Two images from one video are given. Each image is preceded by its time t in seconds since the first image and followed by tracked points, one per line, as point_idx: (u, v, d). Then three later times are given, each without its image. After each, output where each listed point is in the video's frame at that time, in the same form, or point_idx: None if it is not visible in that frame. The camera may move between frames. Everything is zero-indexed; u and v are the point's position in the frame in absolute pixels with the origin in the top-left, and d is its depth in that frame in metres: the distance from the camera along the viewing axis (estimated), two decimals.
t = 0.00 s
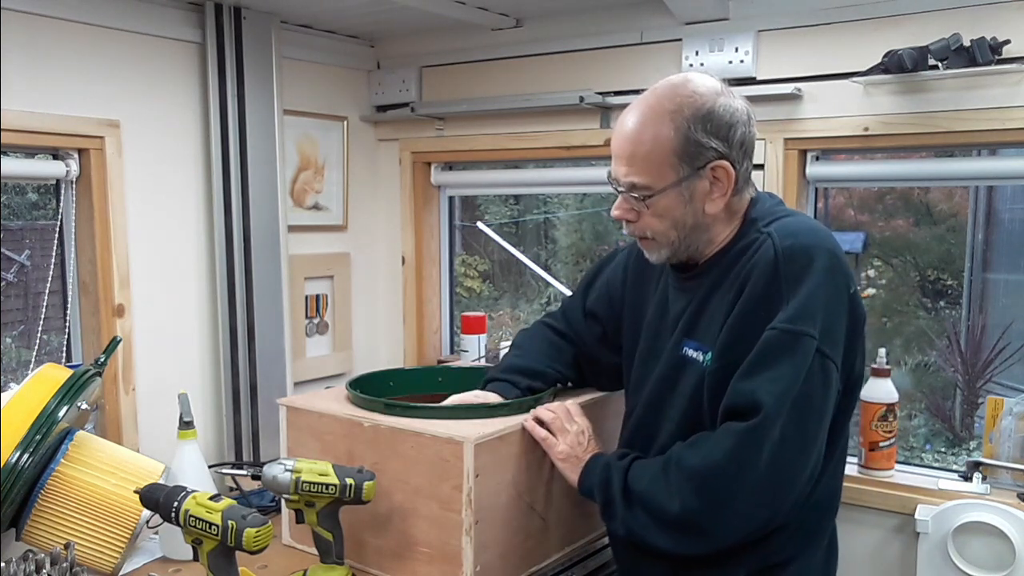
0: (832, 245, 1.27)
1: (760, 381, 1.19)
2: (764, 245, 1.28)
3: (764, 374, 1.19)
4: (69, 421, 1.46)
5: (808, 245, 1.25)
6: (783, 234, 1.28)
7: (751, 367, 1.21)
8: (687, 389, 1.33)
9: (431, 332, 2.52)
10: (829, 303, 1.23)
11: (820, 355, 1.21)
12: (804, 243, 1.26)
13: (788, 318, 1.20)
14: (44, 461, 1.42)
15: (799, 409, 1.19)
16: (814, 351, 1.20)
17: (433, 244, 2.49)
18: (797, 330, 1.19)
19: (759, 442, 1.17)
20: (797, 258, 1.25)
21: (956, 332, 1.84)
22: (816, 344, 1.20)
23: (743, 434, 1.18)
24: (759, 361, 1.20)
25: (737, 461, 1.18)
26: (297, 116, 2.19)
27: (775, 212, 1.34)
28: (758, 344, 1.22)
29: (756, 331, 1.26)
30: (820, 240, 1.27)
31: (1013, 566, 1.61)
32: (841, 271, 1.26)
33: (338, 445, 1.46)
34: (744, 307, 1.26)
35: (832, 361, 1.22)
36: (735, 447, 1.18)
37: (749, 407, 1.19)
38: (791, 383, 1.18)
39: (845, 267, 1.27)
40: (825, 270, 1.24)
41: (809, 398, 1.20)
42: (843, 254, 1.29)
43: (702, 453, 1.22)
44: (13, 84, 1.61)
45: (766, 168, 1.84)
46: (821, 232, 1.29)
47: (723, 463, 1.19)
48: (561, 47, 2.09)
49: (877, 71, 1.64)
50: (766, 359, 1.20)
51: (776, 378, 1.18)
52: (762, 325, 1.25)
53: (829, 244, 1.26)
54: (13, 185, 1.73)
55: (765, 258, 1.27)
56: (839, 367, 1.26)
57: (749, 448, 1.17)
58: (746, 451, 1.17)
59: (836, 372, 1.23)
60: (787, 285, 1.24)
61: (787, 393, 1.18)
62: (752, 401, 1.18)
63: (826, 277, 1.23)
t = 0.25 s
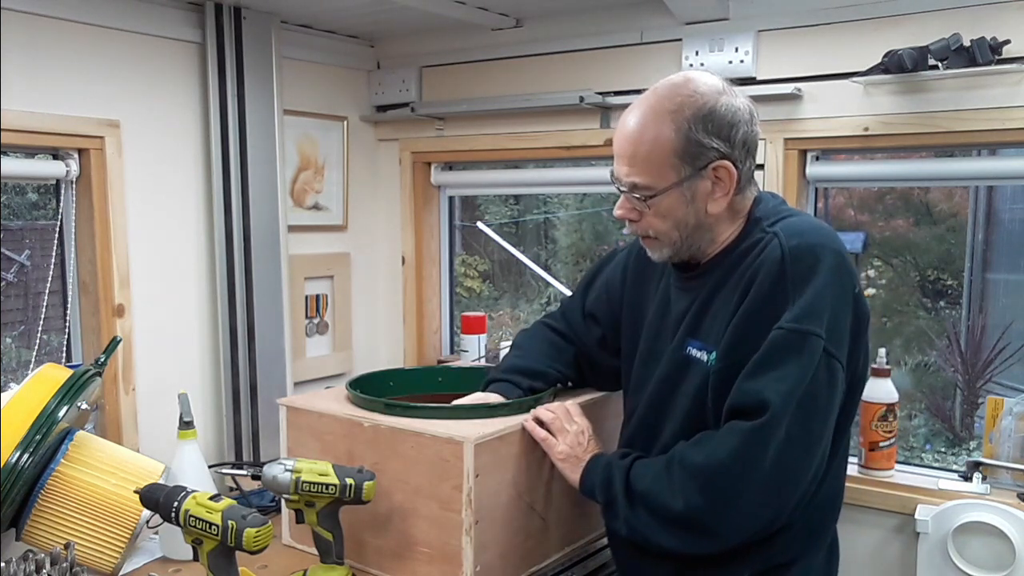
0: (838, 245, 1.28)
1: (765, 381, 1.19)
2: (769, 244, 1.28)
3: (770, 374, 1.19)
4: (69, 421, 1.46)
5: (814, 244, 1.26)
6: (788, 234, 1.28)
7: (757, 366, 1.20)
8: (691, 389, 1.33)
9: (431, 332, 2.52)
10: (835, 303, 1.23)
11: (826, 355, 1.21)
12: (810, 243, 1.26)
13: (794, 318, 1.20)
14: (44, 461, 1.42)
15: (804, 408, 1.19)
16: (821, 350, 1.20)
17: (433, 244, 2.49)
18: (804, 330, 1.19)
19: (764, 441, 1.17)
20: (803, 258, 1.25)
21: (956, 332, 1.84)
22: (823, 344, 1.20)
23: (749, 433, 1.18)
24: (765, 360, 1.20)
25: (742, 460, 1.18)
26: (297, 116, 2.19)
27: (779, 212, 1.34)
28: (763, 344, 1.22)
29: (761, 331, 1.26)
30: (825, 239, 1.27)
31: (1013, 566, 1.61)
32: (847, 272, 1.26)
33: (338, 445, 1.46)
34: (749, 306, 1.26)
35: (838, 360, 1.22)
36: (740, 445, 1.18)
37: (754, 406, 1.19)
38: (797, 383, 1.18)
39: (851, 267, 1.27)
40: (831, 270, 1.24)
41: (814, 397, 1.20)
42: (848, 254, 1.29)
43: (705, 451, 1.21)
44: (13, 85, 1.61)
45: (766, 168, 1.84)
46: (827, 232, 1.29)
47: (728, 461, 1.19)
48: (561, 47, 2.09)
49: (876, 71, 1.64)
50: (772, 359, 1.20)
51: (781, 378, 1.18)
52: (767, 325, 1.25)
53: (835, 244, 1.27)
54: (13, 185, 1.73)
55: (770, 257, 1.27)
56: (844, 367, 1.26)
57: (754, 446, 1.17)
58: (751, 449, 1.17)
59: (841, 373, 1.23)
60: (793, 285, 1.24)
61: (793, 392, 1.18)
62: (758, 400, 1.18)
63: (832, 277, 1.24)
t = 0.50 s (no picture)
0: (836, 244, 1.28)
1: (764, 381, 1.19)
2: (768, 244, 1.28)
3: (769, 374, 1.19)
4: (69, 421, 1.46)
5: (812, 244, 1.26)
6: (786, 233, 1.28)
7: (755, 366, 1.20)
8: (690, 389, 1.33)
9: (431, 332, 2.52)
10: (833, 303, 1.23)
11: (824, 355, 1.21)
12: (808, 243, 1.26)
13: (792, 317, 1.20)
14: (44, 461, 1.42)
15: (803, 408, 1.19)
16: (819, 351, 1.20)
17: (433, 244, 2.49)
18: (802, 330, 1.19)
19: (763, 441, 1.17)
20: (802, 258, 1.25)
21: (956, 332, 1.84)
22: (821, 344, 1.20)
23: (747, 434, 1.18)
24: (764, 361, 1.20)
25: (741, 460, 1.18)
26: (297, 116, 2.19)
27: (777, 212, 1.34)
28: (762, 344, 1.22)
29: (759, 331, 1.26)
30: (824, 239, 1.27)
31: (1013, 566, 1.61)
32: (845, 271, 1.26)
33: (338, 445, 1.46)
34: (748, 306, 1.26)
35: (836, 361, 1.22)
36: (739, 446, 1.18)
37: (753, 406, 1.19)
38: (795, 383, 1.18)
39: (849, 267, 1.27)
40: (829, 270, 1.24)
41: (813, 397, 1.20)
42: (846, 254, 1.29)
43: (704, 451, 1.22)
44: (13, 85, 1.61)
45: (766, 168, 1.84)
46: (825, 232, 1.29)
47: (726, 462, 1.19)
48: (561, 47, 2.09)
49: (876, 71, 1.64)
50: (771, 359, 1.20)
51: (780, 378, 1.18)
52: (766, 325, 1.25)
53: (833, 244, 1.27)
54: (13, 185, 1.73)
55: (769, 257, 1.27)
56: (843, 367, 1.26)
57: (753, 446, 1.17)
58: (750, 450, 1.17)
59: (840, 373, 1.23)
60: (791, 285, 1.24)
61: (791, 392, 1.18)
62: (756, 400, 1.18)
63: (830, 277, 1.23)
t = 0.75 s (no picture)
0: (833, 246, 1.27)
1: (761, 385, 1.19)
2: (765, 245, 1.28)
3: (767, 377, 1.19)
4: (69, 421, 1.46)
5: (809, 246, 1.25)
6: (784, 235, 1.28)
7: (753, 369, 1.20)
8: (687, 390, 1.33)
9: (431, 332, 2.52)
10: (830, 305, 1.23)
11: (822, 357, 1.21)
12: (805, 245, 1.25)
13: (790, 319, 1.20)
14: (44, 461, 1.42)
15: (800, 411, 1.19)
16: (816, 353, 1.20)
17: (433, 244, 2.49)
18: (799, 332, 1.19)
19: (760, 443, 1.17)
20: (799, 260, 1.25)
21: (956, 332, 1.84)
22: (818, 346, 1.20)
23: (745, 436, 1.18)
24: (761, 364, 1.20)
25: (738, 463, 1.18)
26: (297, 116, 2.19)
27: (774, 211, 1.34)
28: (759, 347, 1.22)
29: (757, 333, 1.26)
30: (821, 240, 1.27)
31: (1013, 566, 1.61)
32: (843, 272, 1.26)
33: (338, 445, 1.46)
34: (745, 308, 1.26)
35: (833, 362, 1.22)
36: (737, 448, 1.18)
37: (751, 408, 1.19)
38: (793, 385, 1.18)
39: (846, 268, 1.27)
40: (827, 272, 1.24)
41: (811, 399, 1.19)
42: (843, 254, 1.29)
43: (702, 454, 1.22)
44: (13, 85, 1.61)
45: (766, 168, 1.84)
46: (822, 233, 1.29)
47: (725, 464, 1.19)
48: (561, 47, 2.09)
49: (876, 71, 1.64)
50: (769, 362, 1.19)
51: (778, 381, 1.18)
52: (763, 327, 1.25)
53: (830, 245, 1.26)
54: (13, 185, 1.73)
55: (766, 258, 1.27)
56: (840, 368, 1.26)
57: (751, 449, 1.17)
58: (748, 452, 1.17)
59: (837, 374, 1.23)
60: (788, 287, 1.24)
61: (788, 395, 1.18)
62: (754, 403, 1.18)
63: (827, 279, 1.23)
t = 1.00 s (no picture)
0: (831, 246, 1.27)
1: (760, 386, 1.19)
2: (763, 245, 1.28)
3: (766, 378, 1.19)
4: (69, 421, 1.46)
5: (807, 246, 1.25)
6: (782, 235, 1.28)
7: (752, 370, 1.20)
8: (686, 391, 1.33)
9: (432, 332, 2.52)
10: (829, 305, 1.23)
11: (821, 358, 1.21)
12: (804, 245, 1.25)
13: (788, 320, 1.20)
14: (44, 461, 1.42)
15: (799, 411, 1.19)
16: (814, 354, 1.20)
17: (433, 244, 2.49)
18: (798, 333, 1.19)
19: (759, 444, 1.17)
20: (798, 260, 1.25)
21: (956, 332, 1.84)
22: (817, 347, 1.20)
23: (744, 437, 1.18)
24: (760, 365, 1.20)
25: (737, 464, 1.18)
26: (297, 116, 2.19)
27: (772, 211, 1.34)
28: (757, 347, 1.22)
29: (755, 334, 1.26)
30: (819, 240, 1.27)
31: (1013, 566, 1.61)
32: (841, 273, 1.26)
33: (338, 445, 1.46)
34: (743, 309, 1.26)
35: (832, 363, 1.22)
36: (735, 449, 1.18)
37: (750, 409, 1.19)
38: (791, 386, 1.18)
39: (844, 268, 1.27)
40: (825, 272, 1.24)
41: (810, 400, 1.19)
42: (841, 254, 1.29)
43: (701, 454, 1.22)
44: (13, 85, 1.61)
45: (766, 168, 1.84)
46: (820, 233, 1.29)
47: (724, 465, 1.19)
48: (561, 47, 2.09)
49: (876, 71, 1.64)
50: (768, 362, 1.19)
51: (776, 381, 1.18)
52: (761, 327, 1.25)
53: (828, 245, 1.26)
54: (13, 185, 1.73)
55: (764, 258, 1.27)
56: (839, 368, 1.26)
57: (750, 449, 1.17)
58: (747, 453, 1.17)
59: (835, 374, 1.23)
60: (786, 288, 1.24)
61: (787, 396, 1.18)
62: (753, 404, 1.18)
63: (825, 279, 1.23)
